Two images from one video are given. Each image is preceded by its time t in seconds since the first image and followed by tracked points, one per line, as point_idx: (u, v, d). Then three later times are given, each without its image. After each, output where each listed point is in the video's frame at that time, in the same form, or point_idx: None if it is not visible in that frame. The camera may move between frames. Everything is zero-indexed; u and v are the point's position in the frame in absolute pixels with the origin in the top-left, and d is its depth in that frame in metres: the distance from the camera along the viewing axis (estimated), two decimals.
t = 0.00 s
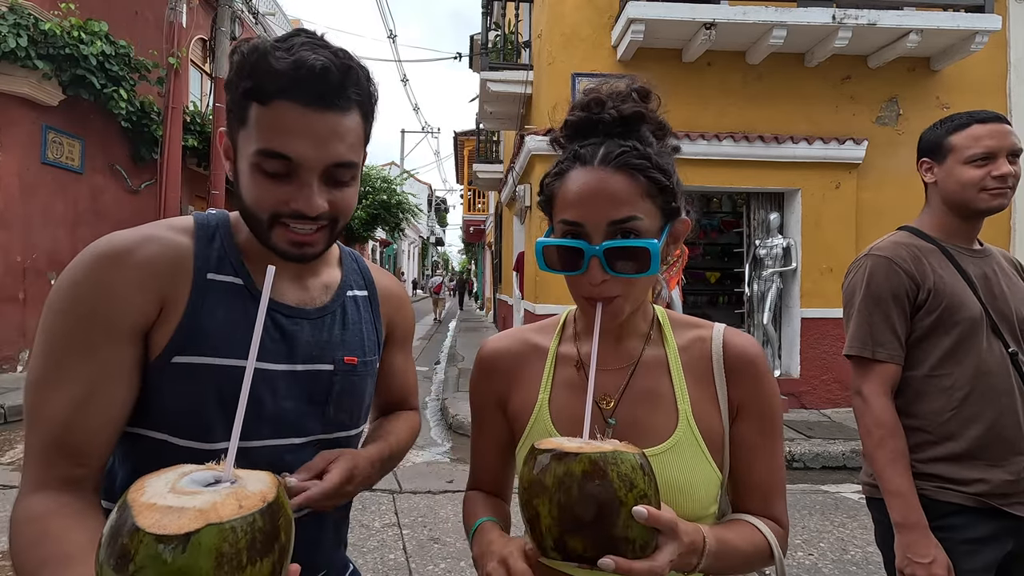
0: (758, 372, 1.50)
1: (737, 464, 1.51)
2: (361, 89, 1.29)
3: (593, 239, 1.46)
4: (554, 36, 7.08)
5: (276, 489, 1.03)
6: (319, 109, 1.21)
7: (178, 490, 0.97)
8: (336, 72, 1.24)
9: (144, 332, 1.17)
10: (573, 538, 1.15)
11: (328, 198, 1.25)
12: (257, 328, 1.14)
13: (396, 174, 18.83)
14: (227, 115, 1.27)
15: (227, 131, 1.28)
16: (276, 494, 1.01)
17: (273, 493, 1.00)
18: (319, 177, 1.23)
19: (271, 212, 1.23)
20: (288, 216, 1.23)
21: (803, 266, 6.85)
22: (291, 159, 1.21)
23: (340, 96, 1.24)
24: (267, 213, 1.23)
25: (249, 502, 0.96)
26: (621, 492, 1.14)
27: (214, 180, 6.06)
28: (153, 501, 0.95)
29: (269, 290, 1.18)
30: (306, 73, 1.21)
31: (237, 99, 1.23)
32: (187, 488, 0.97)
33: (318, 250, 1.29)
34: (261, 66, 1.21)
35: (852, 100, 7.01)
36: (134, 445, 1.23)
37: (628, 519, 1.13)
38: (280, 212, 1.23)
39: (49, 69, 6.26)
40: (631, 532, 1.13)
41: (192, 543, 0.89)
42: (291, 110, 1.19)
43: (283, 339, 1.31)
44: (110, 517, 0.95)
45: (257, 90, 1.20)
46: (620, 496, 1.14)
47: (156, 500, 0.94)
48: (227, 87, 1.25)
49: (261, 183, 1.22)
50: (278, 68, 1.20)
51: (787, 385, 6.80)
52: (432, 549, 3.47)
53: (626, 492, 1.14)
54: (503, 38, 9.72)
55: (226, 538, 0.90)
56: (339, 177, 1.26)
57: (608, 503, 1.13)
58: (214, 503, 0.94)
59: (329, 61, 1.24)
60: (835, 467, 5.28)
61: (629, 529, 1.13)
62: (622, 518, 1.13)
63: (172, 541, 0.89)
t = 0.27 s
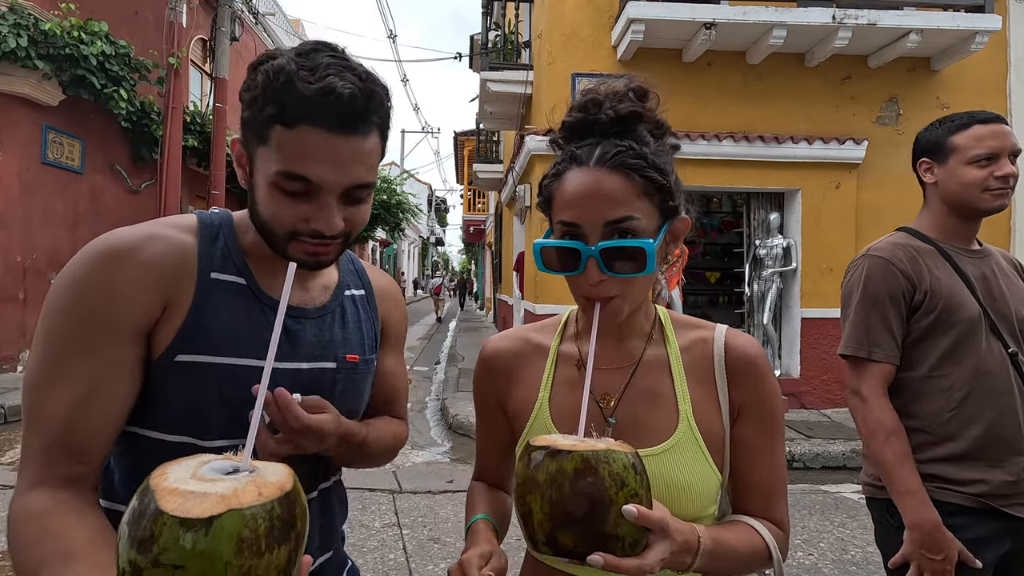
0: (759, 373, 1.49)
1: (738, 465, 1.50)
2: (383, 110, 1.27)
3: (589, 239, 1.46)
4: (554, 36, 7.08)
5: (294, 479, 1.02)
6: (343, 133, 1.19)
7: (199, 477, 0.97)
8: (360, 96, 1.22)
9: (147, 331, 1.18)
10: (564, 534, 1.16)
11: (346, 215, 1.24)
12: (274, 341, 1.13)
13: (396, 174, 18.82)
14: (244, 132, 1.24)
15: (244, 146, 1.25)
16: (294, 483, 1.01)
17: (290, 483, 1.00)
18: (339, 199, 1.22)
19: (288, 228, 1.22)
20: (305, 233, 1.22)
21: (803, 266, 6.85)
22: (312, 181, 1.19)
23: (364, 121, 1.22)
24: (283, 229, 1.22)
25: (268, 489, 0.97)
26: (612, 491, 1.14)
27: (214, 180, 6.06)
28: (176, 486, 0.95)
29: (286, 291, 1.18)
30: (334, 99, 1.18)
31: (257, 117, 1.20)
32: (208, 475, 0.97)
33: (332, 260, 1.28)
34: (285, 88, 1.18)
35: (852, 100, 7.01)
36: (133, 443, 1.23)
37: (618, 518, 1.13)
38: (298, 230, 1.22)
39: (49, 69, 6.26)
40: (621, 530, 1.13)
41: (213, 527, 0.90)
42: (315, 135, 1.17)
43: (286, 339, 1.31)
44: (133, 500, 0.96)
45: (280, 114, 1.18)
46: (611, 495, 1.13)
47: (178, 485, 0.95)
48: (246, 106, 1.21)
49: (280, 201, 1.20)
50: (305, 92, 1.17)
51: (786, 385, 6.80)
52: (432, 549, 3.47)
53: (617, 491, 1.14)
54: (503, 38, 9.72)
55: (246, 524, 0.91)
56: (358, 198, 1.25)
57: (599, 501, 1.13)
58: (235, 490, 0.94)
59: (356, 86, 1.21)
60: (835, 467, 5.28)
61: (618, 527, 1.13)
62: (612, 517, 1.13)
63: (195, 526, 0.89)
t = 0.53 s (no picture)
0: (754, 373, 1.48)
1: (733, 464, 1.50)
2: (380, 79, 1.35)
3: (584, 237, 1.46)
4: (554, 36, 7.08)
5: (307, 478, 1.03)
6: (339, 90, 1.27)
7: (216, 469, 0.97)
8: (360, 60, 1.30)
9: (142, 326, 1.18)
10: (561, 540, 1.16)
11: (339, 179, 1.28)
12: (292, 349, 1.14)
13: (396, 174, 18.82)
14: (250, 98, 1.32)
15: (248, 113, 1.33)
16: (306, 482, 1.02)
17: (304, 481, 1.01)
18: (332, 155, 1.27)
19: (281, 186, 1.26)
20: (297, 191, 1.26)
21: (803, 266, 6.85)
22: (307, 133, 1.25)
23: (360, 83, 1.30)
24: (277, 188, 1.26)
25: (283, 485, 0.97)
26: (609, 497, 1.14)
27: (214, 180, 6.06)
28: (194, 476, 0.95)
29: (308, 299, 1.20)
30: (332, 57, 1.27)
31: (261, 78, 1.28)
32: (224, 467, 0.98)
33: (324, 234, 1.31)
34: (288, 46, 1.27)
35: (852, 100, 7.01)
36: (127, 440, 1.23)
37: (615, 524, 1.13)
38: (290, 188, 1.26)
39: (49, 69, 6.26)
40: (618, 537, 1.13)
41: (231, 518, 0.89)
42: (314, 88, 1.25)
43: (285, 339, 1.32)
44: (147, 490, 0.96)
45: (282, 67, 1.26)
46: (608, 501, 1.13)
47: (196, 476, 0.95)
48: (255, 68, 1.29)
49: (276, 157, 1.26)
50: (305, 48, 1.26)
51: (787, 385, 6.79)
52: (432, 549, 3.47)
53: (614, 497, 1.14)
54: (503, 38, 9.71)
55: (262, 518, 0.91)
56: (352, 160, 1.30)
57: (596, 508, 1.13)
58: (253, 484, 0.94)
59: (355, 46, 1.30)
60: (835, 467, 5.28)
61: (616, 533, 1.13)
62: (609, 523, 1.13)
63: (214, 518, 0.89)
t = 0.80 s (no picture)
0: (744, 372, 1.50)
1: (727, 461, 1.51)
2: (357, 64, 1.36)
3: (574, 235, 1.46)
4: (554, 36, 7.09)
5: (302, 455, 1.04)
6: (317, 73, 1.28)
7: (212, 448, 0.99)
8: (336, 44, 1.31)
9: (140, 325, 1.18)
10: (564, 535, 1.16)
11: (326, 161, 1.28)
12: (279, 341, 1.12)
13: (396, 174, 18.81)
14: (234, 94, 1.33)
15: (233, 111, 1.34)
16: (302, 458, 1.03)
17: (299, 457, 1.02)
18: (317, 137, 1.28)
19: (272, 175, 1.26)
20: (288, 176, 1.26)
21: (803, 266, 6.85)
22: (291, 115, 1.26)
23: (338, 67, 1.31)
24: (268, 177, 1.26)
25: (278, 462, 0.98)
26: (612, 492, 1.14)
27: (214, 180, 6.06)
28: (190, 455, 0.96)
29: (294, 288, 1.17)
30: (308, 42, 1.28)
31: (243, 71, 1.30)
32: (220, 447, 0.99)
33: (317, 219, 1.30)
34: (265, 35, 1.28)
35: (852, 100, 7.01)
36: (125, 438, 1.22)
37: (618, 519, 1.13)
38: (281, 174, 1.26)
39: (49, 69, 6.26)
40: (620, 531, 1.14)
41: (226, 493, 0.91)
42: (293, 72, 1.26)
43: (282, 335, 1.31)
44: (145, 470, 0.97)
45: (260, 56, 1.27)
46: (611, 496, 1.13)
47: (192, 455, 0.96)
48: (235, 63, 1.31)
49: (263, 145, 1.26)
50: (281, 35, 1.27)
51: (787, 385, 6.79)
52: (432, 549, 3.47)
53: (616, 492, 1.14)
54: (503, 38, 9.72)
55: (258, 493, 0.93)
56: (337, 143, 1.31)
57: (599, 504, 1.13)
58: (247, 460, 0.96)
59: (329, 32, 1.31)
60: (835, 467, 5.28)
61: (618, 527, 1.13)
62: (612, 517, 1.13)
63: (210, 494, 0.90)
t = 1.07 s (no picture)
0: (738, 371, 1.52)
1: (725, 460, 1.51)
2: (335, 56, 1.38)
3: (576, 236, 1.46)
4: (554, 36, 7.08)
5: (307, 442, 1.06)
6: (295, 62, 1.30)
7: (219, 435, 1.00)
8: (312, 36, 1.34)
9: (141, 324, 1.18)
10: (571, 533, 1.15)
11: (313, 145, 1.29)
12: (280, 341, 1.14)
13: (396, 174, 18.80)
14: (220, 96, 1.35)
15: (221, 113, 1.35)
16: (306, 445, 1.05)
17: (303, 444, 1.04)
18: (303, 122, 1.29)
19: (263, 164, 1.26)
20: (278, 163, 1.26)
21: (803, 266, 6.84)
22: (275, 104, 1.27)
23: (315, 56, 1.33)
24: (259, 167, 1.26)
25: (283, 449, 1.00)
26: (620, 489, 1.14)
27: (214, 180, 6.06)
28: (198, 443, 0.98)
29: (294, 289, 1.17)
30: (284, 34, 1.30)
31: (227, 72, 1.32)
32: (228, 435, 1.00)
33: (311, 201, 1.30)
34: (242, 36, 1.31)
35: (852, 100, 7.01)
36: (126, 436, 1.21)
37: (626, 515, 1.13)
38: (271, 163, 1.26)
39: (49, 69, 6.26)
40: (628, 527, 1.14)
41: (233, 480, 0.92)
42: (273, 64, 1.29)
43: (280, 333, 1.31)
44: (155, 460, 0.98)
45: (240, 53, 1.30)
46: (618, 492, 1.14)
47: (200, 443, 0.98)
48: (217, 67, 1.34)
49: (251, 135, 1.26)
50: (257, 32, 1.30)
51: (787, 385, 6.79)
52: (432, 549, 3.47)
53: (624, 489, 1.14)
54: (503, 38, 9.71)
55: (263, 480, 0.94)
56: (322, 127, 1.31)
57: (606, 502, 1.13)
58: (252, 448, 0.97)
59: (304, 25, 1.34)
60: (835, 467, 5.28)
61: (625, 523, 1.13)
62: (620, 514, 1.13)
63: (217, 481, 0.92)
